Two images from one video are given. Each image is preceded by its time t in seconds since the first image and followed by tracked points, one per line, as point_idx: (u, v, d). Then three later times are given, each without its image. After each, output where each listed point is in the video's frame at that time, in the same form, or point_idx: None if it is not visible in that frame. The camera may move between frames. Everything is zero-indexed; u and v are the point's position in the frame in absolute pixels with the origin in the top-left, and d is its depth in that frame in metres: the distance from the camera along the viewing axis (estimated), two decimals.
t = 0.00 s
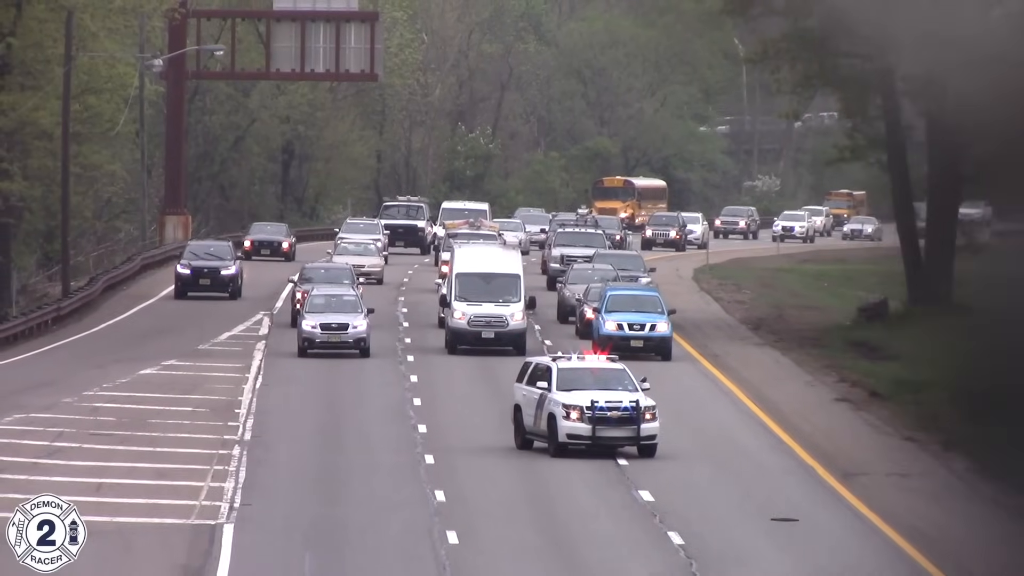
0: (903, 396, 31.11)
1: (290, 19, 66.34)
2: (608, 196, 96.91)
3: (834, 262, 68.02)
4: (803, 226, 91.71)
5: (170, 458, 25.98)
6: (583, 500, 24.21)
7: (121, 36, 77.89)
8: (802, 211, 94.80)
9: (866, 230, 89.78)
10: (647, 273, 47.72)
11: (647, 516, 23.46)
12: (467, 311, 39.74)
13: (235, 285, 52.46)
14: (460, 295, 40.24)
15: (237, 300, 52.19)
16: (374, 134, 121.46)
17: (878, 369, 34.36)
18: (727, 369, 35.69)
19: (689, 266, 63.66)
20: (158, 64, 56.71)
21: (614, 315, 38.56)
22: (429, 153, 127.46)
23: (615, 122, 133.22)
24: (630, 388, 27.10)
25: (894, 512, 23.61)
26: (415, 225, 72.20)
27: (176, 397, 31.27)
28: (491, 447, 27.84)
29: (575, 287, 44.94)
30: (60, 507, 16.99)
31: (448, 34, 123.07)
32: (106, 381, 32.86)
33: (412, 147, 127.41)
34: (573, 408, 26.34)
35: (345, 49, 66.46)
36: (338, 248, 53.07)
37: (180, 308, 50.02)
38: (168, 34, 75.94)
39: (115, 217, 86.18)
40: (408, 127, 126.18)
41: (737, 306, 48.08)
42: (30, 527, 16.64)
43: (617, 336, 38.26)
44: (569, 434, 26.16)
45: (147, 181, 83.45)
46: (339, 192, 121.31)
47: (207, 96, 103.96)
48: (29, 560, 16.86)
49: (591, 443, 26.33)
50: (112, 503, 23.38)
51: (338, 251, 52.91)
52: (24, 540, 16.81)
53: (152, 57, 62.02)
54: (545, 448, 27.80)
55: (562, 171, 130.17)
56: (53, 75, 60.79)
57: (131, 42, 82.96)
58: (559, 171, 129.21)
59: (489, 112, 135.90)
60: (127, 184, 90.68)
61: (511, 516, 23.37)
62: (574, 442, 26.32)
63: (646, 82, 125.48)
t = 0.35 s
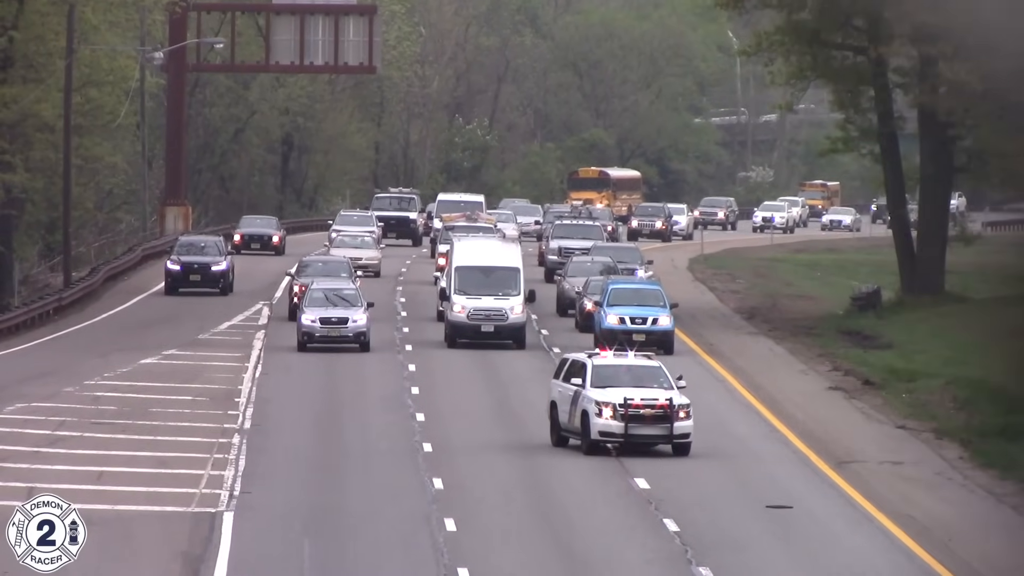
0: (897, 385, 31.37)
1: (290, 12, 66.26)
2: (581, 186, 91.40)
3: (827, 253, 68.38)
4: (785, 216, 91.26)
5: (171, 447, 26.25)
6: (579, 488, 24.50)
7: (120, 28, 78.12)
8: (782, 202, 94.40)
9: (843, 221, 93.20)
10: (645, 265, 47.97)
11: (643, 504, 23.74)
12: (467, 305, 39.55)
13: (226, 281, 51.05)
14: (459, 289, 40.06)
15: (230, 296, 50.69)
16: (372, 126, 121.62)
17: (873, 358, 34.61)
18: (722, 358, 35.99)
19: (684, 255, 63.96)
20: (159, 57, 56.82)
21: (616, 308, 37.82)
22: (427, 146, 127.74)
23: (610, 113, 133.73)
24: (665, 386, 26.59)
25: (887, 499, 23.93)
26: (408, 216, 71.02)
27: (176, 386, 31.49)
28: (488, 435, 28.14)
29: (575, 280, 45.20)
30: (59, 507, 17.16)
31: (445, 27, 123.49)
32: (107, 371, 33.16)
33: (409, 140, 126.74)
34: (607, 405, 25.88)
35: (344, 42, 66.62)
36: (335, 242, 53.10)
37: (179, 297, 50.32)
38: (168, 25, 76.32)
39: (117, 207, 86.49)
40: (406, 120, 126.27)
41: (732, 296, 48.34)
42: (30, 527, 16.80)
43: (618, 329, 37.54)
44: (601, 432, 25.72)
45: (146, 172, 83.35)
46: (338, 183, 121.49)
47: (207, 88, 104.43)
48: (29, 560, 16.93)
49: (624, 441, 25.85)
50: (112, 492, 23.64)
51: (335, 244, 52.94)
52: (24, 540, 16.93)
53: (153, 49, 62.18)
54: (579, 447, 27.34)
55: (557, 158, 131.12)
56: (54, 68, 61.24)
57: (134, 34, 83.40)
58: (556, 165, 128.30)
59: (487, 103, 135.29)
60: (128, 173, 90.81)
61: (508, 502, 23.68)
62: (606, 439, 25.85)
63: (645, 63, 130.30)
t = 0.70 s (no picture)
0: (893, 375, 31.37)
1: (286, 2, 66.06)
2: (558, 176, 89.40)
3: (822, 243, 68.33)
4: (767, 206, 90.58)
5: (167, 436, 26.26)
6: (575, 478, 24.51)
7: (115, 16, 77.91)
8: (763, 191, 93.51)
9: (826, 211, 93.27)
10: (642, 257, 47.94)
11: (639, 493, 23.75)
12: (465, 298, 39.32)
13: (212, 276, 49.24)
14: (457, 282, 39.80)
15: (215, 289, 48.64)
16: (368, 116, 121.31)
17: (869, 348, 34.60)
18: (718, 348, 36.03)
19: (680, 244, 64.01)
20: (157, 46, 56.60)
21: (617, 303, 37.54)
22: (423, 135, 128.01)
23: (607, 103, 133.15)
24: (695, 384, 25.81)
25: (881, 487, 24.01)
26: (398, 208, 69.22)
27: (172, 375, 31.55)
28: (484, 424, 28.12)
29: (574, 272, 45.14)
30: (60, 506, 16.69)
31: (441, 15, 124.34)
32: (102, 360, 33.17)
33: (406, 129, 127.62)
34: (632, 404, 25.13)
35: (340, 30, 66.12)
36: (330, 234, 52.86)
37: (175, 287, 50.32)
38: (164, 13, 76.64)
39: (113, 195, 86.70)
40: (402, 109, 125.87)
41: (727, 285, 48.28)
42: (29, 527, 16.31)
43: (619, 324, 37.19)
44: (625, 431, 24.94)
45: (143, 159, 83.20)
46: (334, 172, 121.68)
47: (203, 78, 104.65)
48: (29, 559, 16.51)
49: (648, 441, 25.05)
50: (107, 481, 23.64)
51: (330, 236, 52.70)
52: (24, 540, 16.47)
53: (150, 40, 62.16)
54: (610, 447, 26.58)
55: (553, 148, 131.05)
56: (50, 57, 61.39)
57: (130, 22, 83.72)
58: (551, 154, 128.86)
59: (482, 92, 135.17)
60: (125, 161, 90.73)
61: (504, 491, 23.71)
62: (630, 439, 25.06)
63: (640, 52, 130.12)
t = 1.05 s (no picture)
0: (893, 370, 31.34)
1: None
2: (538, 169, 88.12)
3: (822, 238, 68.28)
4: (755, 202, 90.27)
5: (168, 432, 26.24)
6: (575, 473, 24.53)
7: (115, 13, 77.81)
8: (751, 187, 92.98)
9: (813, 208, 93.02)
10: (642, 254, 47.84)
11: (639, 489, 23.76)
12: (467, 298, 38.48)
13: (201, 280, 47.35)
14: (459, 281, 38.98)
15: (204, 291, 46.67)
16: (367, 111, 121.08)
17: (869, 343, 34.57)
18: (718, 343, 36.07)
19: (679, 240, 63.93)
20: (157, 42, 56.55)
21: (624, 303, 36.95)
22: (422, 131, 127.83)
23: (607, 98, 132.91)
24: (720, 389, 25.06)
25: (880, 482, 24.03)
26: (392, 204, 67.99)
27: (173, 370, 31.56)
28: (484, 420, 28.11)
29: (577, 272, 44.97)
30: (61, 507, 16.74)
31: (441, 10, 124.90)
32: (102, 356, 33.16)
33: (405, 124, 127.45)
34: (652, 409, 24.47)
35: (339, 25, 66.07)
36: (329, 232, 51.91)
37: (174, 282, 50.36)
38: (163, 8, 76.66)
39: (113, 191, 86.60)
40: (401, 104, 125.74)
41: (728, 281, 48.24)
42: (30, 527, 16.33)
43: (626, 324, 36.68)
44: (644, 436, 24.28)
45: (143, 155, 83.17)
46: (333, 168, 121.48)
47: (203, 74, 104.75)
48: (29, 559, 16.50)
49: (668, 447, 24.38)
50: (107, 476, 23.64)
51: (328, 234, 51.68)
52: (24, 540, 16.47)
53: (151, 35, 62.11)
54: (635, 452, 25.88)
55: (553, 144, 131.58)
56: (50, 52, 61.32)
57: (129, 19, 83.74)
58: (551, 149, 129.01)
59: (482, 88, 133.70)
60: (124, 157, 90.69)
61: (504, 487, 23.71)
62: (650, 445, 24.40)
63: (640, 49, 129.73)
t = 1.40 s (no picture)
0: (892, 372, 31.31)
1: None
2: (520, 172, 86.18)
3: (821, 240, 68.24)
4: (741, 204, 89.30)
5: (166, 434, 26.22)
6: (574, 476, 24.55)
7: (116, 16, 77.87)
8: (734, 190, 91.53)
9: (799, 209, 92.91)
10: (642, 259, 47.77)
11: (638, 491, 23.77)
12: (468, 303, 37.44)
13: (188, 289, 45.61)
14: (460, 286, 37.95)
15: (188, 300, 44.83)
16: (366, 112, 121.03)
17: (869, 345, 34.53)
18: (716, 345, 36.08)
19: (678, 241, 63.92)
20: (155, 43, 56.53)
21: (629, 309, 36.36)
22: (421, 132, 127.78)
23: (605, 100, 133.42)
24: (733, 401, 24.35)
25: (879, 483, 24.04)
26: (387, 209, 65.67)
27: (171, 372, 31.55)
28: (483, 421, 28.12)
29: (578, 278, 44.87)
30: (60, 507, 17.17)
31: (440, 12, 124.25)
32: (101, 357, 33.14)
33: (404, 127, 126.55)
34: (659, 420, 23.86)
35: (338, 27, 65.96)
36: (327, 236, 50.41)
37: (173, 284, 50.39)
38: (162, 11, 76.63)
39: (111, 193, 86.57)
40: (401, 105, 124.90)
41: (727, 283, 48.22)
42: (30, 526, 16.78)
43: (630, 330, 36.10)
44: (649, 448, 23.66)
45: (142, 157, 83.17)
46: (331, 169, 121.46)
47: (202, 76, 105.21)
48: (30, 559, 16.94)
49: (675, 459, 23.73)
50: (106, 479, 23.63)
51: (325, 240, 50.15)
52: (25, 540, 16.93)
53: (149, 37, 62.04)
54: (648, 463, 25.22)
55: (551, 146, 132.49)
56: (50, 53, 61.28)
57: (127, 20, 83.68)
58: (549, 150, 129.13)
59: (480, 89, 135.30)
60: (123, 158, 90.93)
61: (503, 489, 23.72)
62: (656, 457, 23.77)
63: (639, 51, 129.93)
